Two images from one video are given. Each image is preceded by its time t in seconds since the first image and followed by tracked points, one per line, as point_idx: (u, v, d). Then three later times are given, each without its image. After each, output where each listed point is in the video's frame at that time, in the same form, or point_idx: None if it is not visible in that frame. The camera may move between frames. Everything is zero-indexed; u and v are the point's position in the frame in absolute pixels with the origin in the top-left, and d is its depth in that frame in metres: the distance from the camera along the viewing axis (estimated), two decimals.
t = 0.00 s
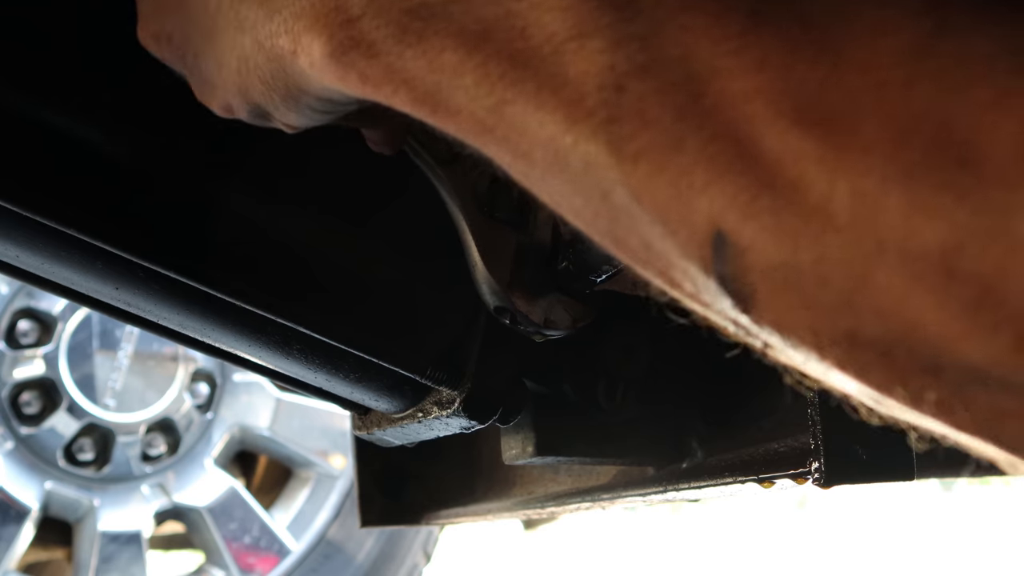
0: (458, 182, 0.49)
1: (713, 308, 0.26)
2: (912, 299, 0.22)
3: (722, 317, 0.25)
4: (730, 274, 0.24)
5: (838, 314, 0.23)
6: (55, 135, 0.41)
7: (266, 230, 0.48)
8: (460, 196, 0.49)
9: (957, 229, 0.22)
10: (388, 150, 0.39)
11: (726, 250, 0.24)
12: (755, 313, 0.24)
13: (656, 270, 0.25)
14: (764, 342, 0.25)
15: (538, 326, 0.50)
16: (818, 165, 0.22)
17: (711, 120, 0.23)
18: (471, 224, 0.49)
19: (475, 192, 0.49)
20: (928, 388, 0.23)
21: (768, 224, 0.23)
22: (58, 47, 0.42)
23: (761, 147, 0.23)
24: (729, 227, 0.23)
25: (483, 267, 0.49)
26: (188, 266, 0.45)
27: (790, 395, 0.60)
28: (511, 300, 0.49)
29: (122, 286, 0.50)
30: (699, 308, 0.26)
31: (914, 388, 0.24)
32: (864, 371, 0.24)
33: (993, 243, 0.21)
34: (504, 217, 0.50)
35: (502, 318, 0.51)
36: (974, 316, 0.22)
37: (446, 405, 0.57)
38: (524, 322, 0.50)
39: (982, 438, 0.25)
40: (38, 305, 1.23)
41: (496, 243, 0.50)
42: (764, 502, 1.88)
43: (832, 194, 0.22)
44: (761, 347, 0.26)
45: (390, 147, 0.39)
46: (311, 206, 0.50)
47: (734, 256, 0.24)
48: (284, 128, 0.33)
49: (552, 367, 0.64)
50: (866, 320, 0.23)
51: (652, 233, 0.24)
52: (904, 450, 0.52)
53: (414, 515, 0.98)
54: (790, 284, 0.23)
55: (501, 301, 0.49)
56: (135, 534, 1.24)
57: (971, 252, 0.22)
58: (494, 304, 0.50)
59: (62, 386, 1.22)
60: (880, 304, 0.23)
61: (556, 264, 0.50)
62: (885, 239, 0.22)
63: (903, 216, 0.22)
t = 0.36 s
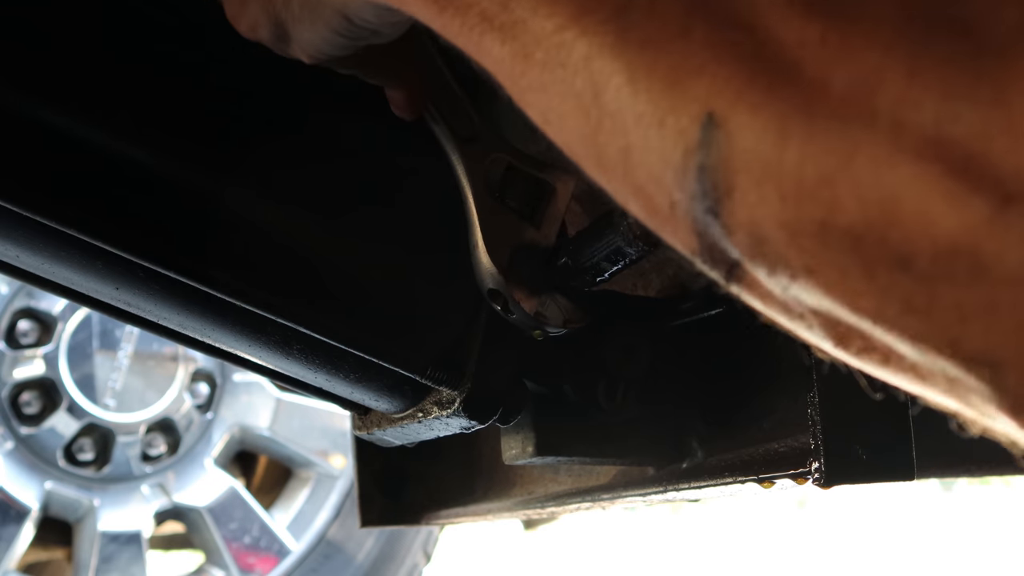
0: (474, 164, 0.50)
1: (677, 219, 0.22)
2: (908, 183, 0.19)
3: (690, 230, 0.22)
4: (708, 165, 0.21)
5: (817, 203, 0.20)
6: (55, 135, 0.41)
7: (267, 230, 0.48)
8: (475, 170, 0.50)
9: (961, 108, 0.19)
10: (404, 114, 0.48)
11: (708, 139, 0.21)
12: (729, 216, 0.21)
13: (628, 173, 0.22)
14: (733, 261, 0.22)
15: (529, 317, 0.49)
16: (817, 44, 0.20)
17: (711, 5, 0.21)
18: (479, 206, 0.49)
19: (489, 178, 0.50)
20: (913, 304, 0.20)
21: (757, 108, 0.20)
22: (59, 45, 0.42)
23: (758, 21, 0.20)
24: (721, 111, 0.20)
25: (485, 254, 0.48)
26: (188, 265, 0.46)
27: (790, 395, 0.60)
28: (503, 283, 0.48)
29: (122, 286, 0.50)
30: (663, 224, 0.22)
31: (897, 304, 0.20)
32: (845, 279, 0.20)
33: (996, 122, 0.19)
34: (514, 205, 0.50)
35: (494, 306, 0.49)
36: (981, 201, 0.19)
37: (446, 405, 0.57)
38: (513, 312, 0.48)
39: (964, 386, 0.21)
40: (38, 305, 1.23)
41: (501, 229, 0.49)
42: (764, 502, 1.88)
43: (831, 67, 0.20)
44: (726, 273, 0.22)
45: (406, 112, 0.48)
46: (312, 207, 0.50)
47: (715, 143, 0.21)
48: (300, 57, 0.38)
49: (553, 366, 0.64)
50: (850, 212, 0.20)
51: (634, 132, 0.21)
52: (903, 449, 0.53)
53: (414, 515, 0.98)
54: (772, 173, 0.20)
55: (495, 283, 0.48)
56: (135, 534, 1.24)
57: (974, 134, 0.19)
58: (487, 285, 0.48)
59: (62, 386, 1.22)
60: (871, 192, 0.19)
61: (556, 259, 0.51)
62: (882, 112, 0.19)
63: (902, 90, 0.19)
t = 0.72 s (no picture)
0: (485, 152, 0.50)
1: (698, 147, 0.24)
2: (931, 91, 0.20)
3: (706, 160, 0.24)
4: (729, 88, 0.22)
5: (837, 117, 0.21)
6: (56, 135, 0.41)
7: (267, 230, 0.48)
8: (487, 159, 0.50)
9: (988, 19, 0.20)
10: (425, 97, 0.49)
11: (734, 57, 0.22)
12: (747, 135, 0.23)
13: (654, 103, 0.24)
14: (746, 190, 0.23)
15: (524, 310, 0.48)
16: None
17: None
18: (486, 192, 0.49)
19: (499, 168, 0.50)
20: (924, 218, 0.21)
21: (786, 24, 0.21)
22: (58, 46, 0.41)
23: None
24: (748, 26, 0.22)
25: (485, 243, 0.48)
26: (188, 265, 0.46)
27: (790, 395, 0.60)
28: (501, 272, 0.48)
29: (122, 286, 0.50)
30: (683, 156, 0.24)
31: (908, 219, 0.21)
32: (859, 193, 0.21)
33: None
34: (522, 197, 0.50)
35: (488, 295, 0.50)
36: (1001, 107, 0.19)
37: (446, 405, 0.57)
38: (508, 303, 0.49)
39: (970, 310, 0.22)
40: (38, 305, 1.23)
41: (505, 220, 0.49)
42: (764, 502, 1.88)
43: None
44: (734, 207, 0.24)
45: (428, 96, 0.49)
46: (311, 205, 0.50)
47: (741, 61, 0.22)
48: (330, 13, 0.37)
49: (552, 366, 0.64)
50: (871, 125, 0.20)
51: (659, 60, 0.23)
52: (903, 449, 0.53)
53: (414, 515, 0.98)
54: (794, 91, 0.21)
55: (493, 271, 0.48)
56: (135, 534, 1.24)
57: (1001, 39, 0.20)
58: (486, 273, 0.48)
59: (62, 386, 1.22)
60: (894, 101, 0.20)
61: (556, 255, 0.50)
62: (910, 23, 0.20)
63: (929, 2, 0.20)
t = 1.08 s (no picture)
0: (486, 152, 0.50)
1: (677, 165, 0.23)
2: (908, 107, 0.20)
3: (684, 176, 0.23)
4: (708, 102, 0.22)
5: (815, 133, 0.21)
6: (56, 135, 0.41)
7: (267, 229, 0.48)
8: (486, 161, 0.50)
9: (965, 33, 0.20)
10: (427, 104, 0.49)
11: (713, 70, 0.22)
12: (725, 150, 0.23)
13: (634, 117, 0.24)
14: (722, 210, 0.23)
15: (525, 309, 0.48)
16: None
17: None
18: (487, 193, 0.49)
19: (500, 169, 0.50)
20: (902, 237, 0.21)
21: (763, 37, 0.22)
22: (59, 44, 0.42)
23: None
24: (726, 40, 0.22)
25: (486, 243, 0.48)
26: (188, 265, 0.46)
27: (790, 395, 0.60)
28: (502, 271, 0.48)
29: (122, 286, 0.50)
30: (661, 174, 0.24)
31: (885, 238, 0.21)
32: (836, 210, 0.22)
33: (1000, 43, 0.20)
34: (523, 198, 0.50)
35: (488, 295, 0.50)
36: (978, 122, 0.20)
37: (446, 405, 0.57)
38: (508, 303, 0.48)
39: (948, 336, 0.22)
40: (38, 305, 1.23)
41: (506, 220, 0.49)
42: (764, 503, 1.87)
43: None
44: (711, 229, 0.24)
45: (432, 102, 0.49)
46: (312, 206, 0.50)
47: (718, 76, 0.22)
48: (326, 25, 0.38)
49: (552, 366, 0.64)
50: (848, 140, 0.21)
51: (638, 75, 0.23)
52: (903, 450, 0.53)
53: (414, 515, 0.98)
54: (772, 106, 0.22)
55: (493, 270, 0.48)
56: (135, 534, 1.24)
57: (977, 54, 0.20)
58: (486, 273, 0.48)
59: (62, 386, 1.22)
60: (871, 117, 0.21)
61: (556, 255, 0.50)
62: (885, 37, 0.20)
63: (907, 15, 0.20)
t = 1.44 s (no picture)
0: (485, 152, 0.50)
1: (664, 172, 0.23)
2: (893, 114, 0.20)
3: (671, 183, 0.23)
4: (694, 109, 0.22)
5: (800, 140, 0.21)
6: (56, 135, 0.41)
7: (268, 229, 0.48)
8: (486, 163, 0.50)
9: (948, 41, 0.20)
10: (427, 104, 0.48)
11: (699, 78, 0.22)
12: (711, 157, 0.22)
13: (620, 124, 0.24)
14: (709, 214, 0.23)
15: (524, 309, 0.49)
16: None
17: None
18: (488, 193, 0.49)
19: (500, 169, 0.50)
20: (888, 242, 0.21)
21: (748, 47, 0.21)
22: (58, 45, 0.41)
23: None
24: (712, 48, 0.22)
25: (486, 243, 0.49)
26: (188, 265, 0.46)
27: (790, 395, 0.60)
28: (502, 271, 0.48)
29: (122, 286, 0.50)
30: (648, 179, 0.24)
31: (871, 244, 0.21)
32: (822, 217, 0.21)
33: (985, 55, 0.20)
34: (523, 198, 0.50)
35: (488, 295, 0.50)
36: (964, 131, 0.19)
37: (446, 405, 0.57)
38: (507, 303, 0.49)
39: (937, 342, 0.21)
40: (38, 305, 1.23)
41: (506, 220, 0.49)
42: (764, 502, 1.87)
43: (823, 6, 0.21)
44: (699, 232, 0.24)
45: (431, 102, 0.48)
46: (314, 207, 0.50)
47: (704, 83, 0.22)
48: (320, 27, 0.38)
49: (550, 366, 0.64)
50: (831, 149, 0.20)
51: (623, 83, 0.23)
52: (903, 450, 0.53)
53: (414, 515, 0.98)
54: (757, 116, 0.21)
55: (493, 271, 0.48)
56: (135, 534, 1.24)
57: (961, 64, 0.20)
58: (486, 273, 0.48)
59: (62, 386, 1.22)
60: (856, 126, 0.20)
61: (556, 255, 0.50)
62: (870, 48, 0.20)
63: (892, 25, 0.20)
